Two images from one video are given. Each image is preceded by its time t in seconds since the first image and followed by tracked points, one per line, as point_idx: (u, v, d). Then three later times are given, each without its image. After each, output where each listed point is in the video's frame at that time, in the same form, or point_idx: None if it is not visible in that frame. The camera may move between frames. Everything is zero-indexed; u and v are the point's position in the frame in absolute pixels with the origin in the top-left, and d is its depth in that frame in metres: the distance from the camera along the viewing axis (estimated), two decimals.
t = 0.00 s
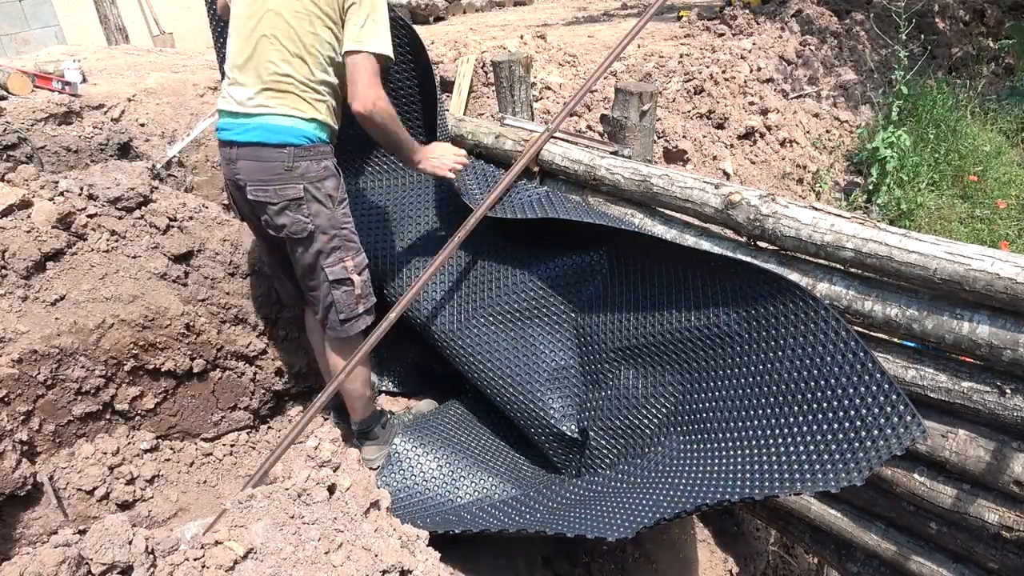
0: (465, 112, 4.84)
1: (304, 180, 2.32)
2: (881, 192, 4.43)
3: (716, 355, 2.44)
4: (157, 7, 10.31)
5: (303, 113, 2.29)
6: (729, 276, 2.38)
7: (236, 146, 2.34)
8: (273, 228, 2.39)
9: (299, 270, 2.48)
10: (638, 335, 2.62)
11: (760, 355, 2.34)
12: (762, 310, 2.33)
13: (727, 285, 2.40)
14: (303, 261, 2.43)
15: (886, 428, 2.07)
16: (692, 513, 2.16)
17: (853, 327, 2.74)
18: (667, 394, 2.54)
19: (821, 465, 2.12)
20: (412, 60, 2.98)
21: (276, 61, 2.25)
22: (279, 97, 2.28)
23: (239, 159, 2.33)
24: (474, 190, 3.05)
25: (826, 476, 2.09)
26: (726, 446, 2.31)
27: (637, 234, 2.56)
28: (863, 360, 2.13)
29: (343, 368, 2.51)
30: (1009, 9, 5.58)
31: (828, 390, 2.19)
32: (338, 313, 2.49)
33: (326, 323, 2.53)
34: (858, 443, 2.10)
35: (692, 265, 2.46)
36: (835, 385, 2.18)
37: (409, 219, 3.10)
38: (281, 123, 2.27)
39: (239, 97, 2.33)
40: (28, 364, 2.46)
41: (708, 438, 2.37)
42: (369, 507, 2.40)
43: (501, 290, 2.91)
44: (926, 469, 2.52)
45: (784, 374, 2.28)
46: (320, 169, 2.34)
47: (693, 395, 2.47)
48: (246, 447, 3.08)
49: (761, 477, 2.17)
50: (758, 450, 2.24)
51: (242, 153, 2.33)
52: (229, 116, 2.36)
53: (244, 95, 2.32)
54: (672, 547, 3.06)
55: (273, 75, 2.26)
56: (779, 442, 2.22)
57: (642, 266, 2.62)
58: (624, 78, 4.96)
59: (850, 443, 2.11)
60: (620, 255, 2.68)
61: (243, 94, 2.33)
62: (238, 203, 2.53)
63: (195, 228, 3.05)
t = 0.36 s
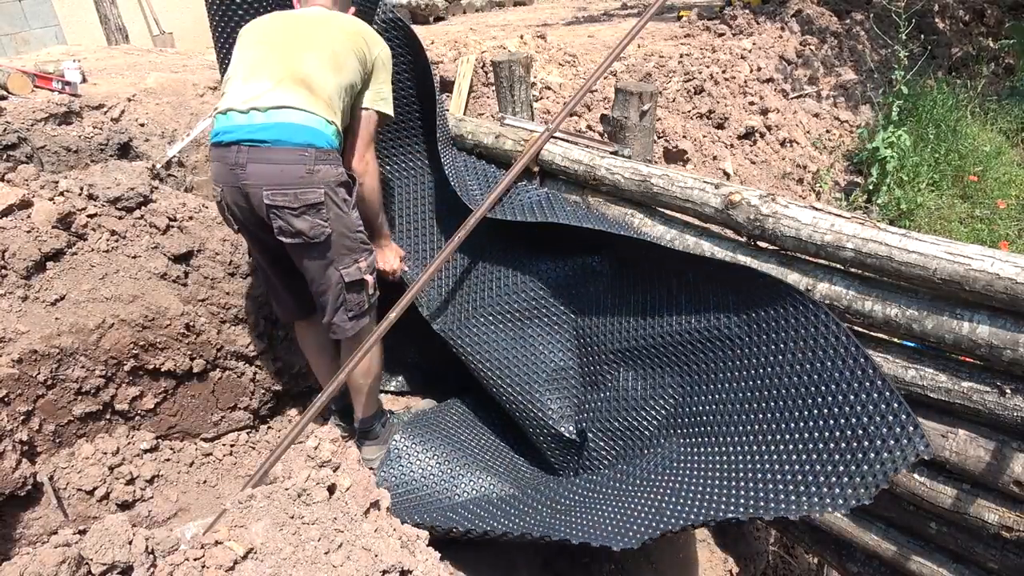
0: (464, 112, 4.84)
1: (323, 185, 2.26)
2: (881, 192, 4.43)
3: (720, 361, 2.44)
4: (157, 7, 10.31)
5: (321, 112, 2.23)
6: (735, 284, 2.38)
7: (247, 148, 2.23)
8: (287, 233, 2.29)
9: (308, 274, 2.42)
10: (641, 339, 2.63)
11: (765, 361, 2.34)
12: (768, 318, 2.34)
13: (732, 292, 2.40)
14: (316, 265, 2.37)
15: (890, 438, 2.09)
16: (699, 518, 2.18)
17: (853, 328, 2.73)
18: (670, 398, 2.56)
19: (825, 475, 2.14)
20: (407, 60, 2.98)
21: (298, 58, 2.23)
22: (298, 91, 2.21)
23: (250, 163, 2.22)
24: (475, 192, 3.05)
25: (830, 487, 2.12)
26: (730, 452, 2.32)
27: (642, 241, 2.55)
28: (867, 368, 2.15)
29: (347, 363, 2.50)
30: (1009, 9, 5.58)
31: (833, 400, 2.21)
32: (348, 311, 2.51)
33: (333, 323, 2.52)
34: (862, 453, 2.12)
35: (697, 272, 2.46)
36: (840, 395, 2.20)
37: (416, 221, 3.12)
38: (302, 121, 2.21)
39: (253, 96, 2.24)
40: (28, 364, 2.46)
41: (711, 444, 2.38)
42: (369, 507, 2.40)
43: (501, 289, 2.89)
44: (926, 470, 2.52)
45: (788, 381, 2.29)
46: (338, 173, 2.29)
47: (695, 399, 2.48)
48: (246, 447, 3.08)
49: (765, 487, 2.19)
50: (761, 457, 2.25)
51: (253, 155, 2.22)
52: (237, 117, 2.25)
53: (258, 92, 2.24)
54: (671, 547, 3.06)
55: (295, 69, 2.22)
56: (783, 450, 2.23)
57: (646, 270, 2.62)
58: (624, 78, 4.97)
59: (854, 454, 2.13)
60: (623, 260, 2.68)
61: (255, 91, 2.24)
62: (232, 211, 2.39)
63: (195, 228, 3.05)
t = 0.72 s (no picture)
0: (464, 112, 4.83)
1: (308, 198, 2.28)
2: (881, 192, 4.42)
3: (736, 380, 2.44)
4: (157, 7, 10.31)
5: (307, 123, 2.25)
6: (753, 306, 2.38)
7: (234, 160, 2.26)
8: (272, 246, 2.32)
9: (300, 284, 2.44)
10: (656, 355, 2.62)
11: (782, 382, 2.33)
12: (786, 340, 2.33)
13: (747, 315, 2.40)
14: (304, 278, 2.39)
15: (912, 463, 2.08)
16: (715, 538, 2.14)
17: (852, 328, 2.73)
18: (685, 417, 2.54)
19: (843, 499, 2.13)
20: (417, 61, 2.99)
21: (288, 66, 2.25)
22: (285, 102, 2.24)
23: (237, 175, 2.26)
24: (478, 192, 3.06)
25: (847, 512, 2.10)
26: (748, 473, 2.30)
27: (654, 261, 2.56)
28: (889, 392, 2.14)
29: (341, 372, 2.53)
30: (1009, 9, 5.51)
31: (852, 424, 2.20)
32: (339, 327, 2.50)
33: (325, 336, 2.52)
34: (884, 480, 2.10)
35: (714, 292, 2.45)
36: (860, 421, 2.19)
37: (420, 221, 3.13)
38: (288, 132, 2.23)
39: (243, 105, 2.29)
40: (28, 364, 2.46)
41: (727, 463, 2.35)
42: (369, 507, 2.40)
43: (512, 301, 2.89)
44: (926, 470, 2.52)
45: (808, 404, 2.28)
46: (323, 186, 2.31)
47: (710, 418, 2.47)
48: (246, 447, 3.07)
49: (782, 508, 2.17)
50: (780, 478, 2.24)
51: (240, 167, 2.25)
52: (226, 127, 2.29)
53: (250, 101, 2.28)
54: (672, 546, 3.03)
55: (284, 78, 2.25)
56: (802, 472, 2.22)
57: (662, 288, 2.61)
58: (624, 78, 4.97)
59: (874, 481, 2.11)
60: (638, 276, 2.67)
61: (244, 102, 2.29)
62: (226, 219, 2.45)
63: (195, 228, 3.05)
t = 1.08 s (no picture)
0: (465, 112, 4.83)
1: (307, 168, 2.31)
2: (881, 192, 4.42)
3: (725, 355, 2.42)
4: (157, 7, 10.31)
5: (296, 99, 2.30)
6: (734, 280, 2.38)
7: (231, 141, 2.31)
8: (277, 221, 2.34)
9: (301, 265, 2.43)
10: (648, 334, 2.62)
11: (769, 354, 2.32)
12: (769, 311, 2.32)
13: (730, 291, 2.41)
14: (307, 254, 2.39)
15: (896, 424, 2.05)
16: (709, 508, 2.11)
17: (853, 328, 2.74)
18: (677, 393, 2.53)
19: (838, 467, 2.09)
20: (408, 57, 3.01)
21: (268, 44, 2.26)
22: (272, 80, 2.27)
23: (236, 155, 2.30)
24: (477, 186, 3.06)
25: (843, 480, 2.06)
26: (740, 446, 2.27)
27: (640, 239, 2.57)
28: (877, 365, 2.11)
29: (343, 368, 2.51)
30: (1009, 9, 5.47)
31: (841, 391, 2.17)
32: (346, 303, 2.49)
33: (333, 314, 2.51)
34: (868, 444, 2.07)
35: (699, 269, 2.45)
36: (849, 387, 2.16)
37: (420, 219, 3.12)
38: (280, 109, 2.26)
39: (229, 87, 2.30)
40: (28, 364, 2.46)
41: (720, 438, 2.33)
42: (369, 507, 2.40)
43: (506, 288, 2.89)
44: (927, 470, 2.52)
45: (797, 372, 2.26)
46: (321, 156, 2.34)
47: (703, 395, 2.45)
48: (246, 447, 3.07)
49: (777, 480, 2.14)
50: (772, 449, 2.21)
51: (239, 147, 2.29)
52: (218, 109, 2.32)
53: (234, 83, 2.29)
54: (672, 546, 3.01)
55: (266, 57, 2.26)
56: (796, 443, 2.19)
57: (649, 268, 2.61)
58: (624, 78, 4.98)
59: (864, 445, 2.08)
60: (627, 257, 2.67)
61: (228, 84, 2.30)
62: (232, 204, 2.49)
63: (195, 228, 3.04)
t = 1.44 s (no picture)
0: (464, 112, 4.82)
1: (323, 174, 2.30)
2: (881, 192, 4.41)
3: (726, 368, 2.42)
4: (156, 7, 10.31)
5: (312, 102, 2.28)
6: (735, 297, 2.38)
7: (247, 142, 2.28)
8: (288, 225, 2.32)
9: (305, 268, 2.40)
10: (647, 344, 2.61)
11: (771, 369, 2.32)
12: (775, 331, 2.31)
13: (733, 308, 2.40)
14: (317, 261, 2.37)
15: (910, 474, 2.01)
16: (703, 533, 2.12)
17: (853, 328, 2.73)
18: (677, 406, 2.53)
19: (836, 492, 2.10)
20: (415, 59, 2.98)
21: (283, 46, 2.24)
22: (288, 84, 2.26)
23: (252, 155, 2.28)
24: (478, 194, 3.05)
25: (841, 506, 2.07)
26: (739, 465, 2.28)
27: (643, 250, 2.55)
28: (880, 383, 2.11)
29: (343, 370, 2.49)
30: (1009, 9, 5.47)
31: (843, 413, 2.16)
32: (352, 310, 2.47)
33: (337, 321, 2.48)
34: (878, 475, 2.06)
35: (700, 283, 2.45)
36: (853, 411, 2.15)
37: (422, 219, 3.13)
38: (296, 113, 2.24)
39: (245, 89, 2.29)
40: (28, 364, 2.47)
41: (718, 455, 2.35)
42: (369, 507, 2.40)
43: (507, 295, 2.89)
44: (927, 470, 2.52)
45: (800, 392, 2.26)
46: (336, 163, 2.33)
47: (702, 408, 2.45)
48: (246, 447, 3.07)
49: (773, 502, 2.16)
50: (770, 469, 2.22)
51: (254, 148, 2.27)
52: (235, 110, 2.31)
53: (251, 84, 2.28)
54: (673, 546, 2.99)
55: (282, 59, 2.24)
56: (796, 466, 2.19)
57: (651, 279, 2.60)
58: (624, 78, 4.98)
59: (867, 475, 2.08)
60: (629, 267, 2.66)
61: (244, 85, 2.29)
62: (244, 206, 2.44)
63: (195, 228, 3.03)
